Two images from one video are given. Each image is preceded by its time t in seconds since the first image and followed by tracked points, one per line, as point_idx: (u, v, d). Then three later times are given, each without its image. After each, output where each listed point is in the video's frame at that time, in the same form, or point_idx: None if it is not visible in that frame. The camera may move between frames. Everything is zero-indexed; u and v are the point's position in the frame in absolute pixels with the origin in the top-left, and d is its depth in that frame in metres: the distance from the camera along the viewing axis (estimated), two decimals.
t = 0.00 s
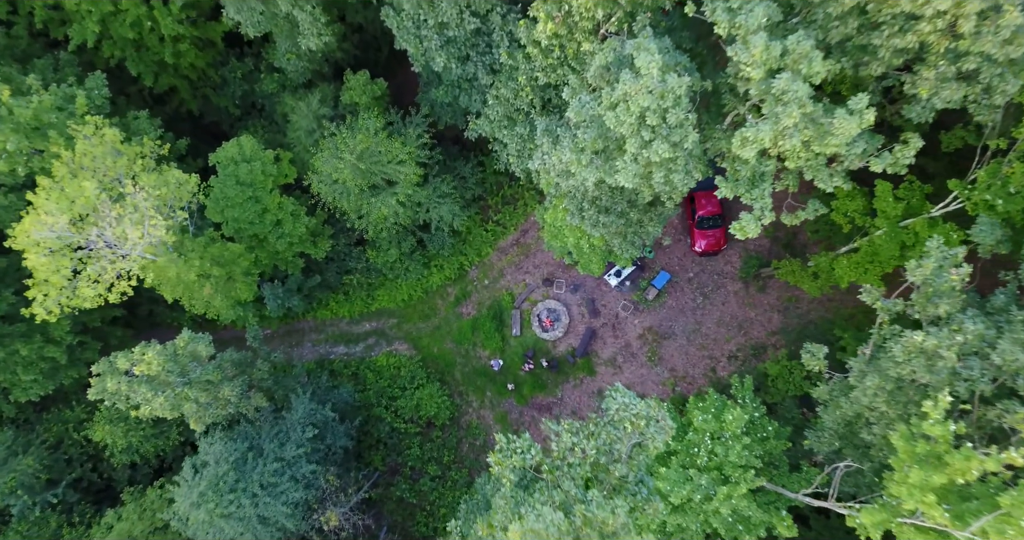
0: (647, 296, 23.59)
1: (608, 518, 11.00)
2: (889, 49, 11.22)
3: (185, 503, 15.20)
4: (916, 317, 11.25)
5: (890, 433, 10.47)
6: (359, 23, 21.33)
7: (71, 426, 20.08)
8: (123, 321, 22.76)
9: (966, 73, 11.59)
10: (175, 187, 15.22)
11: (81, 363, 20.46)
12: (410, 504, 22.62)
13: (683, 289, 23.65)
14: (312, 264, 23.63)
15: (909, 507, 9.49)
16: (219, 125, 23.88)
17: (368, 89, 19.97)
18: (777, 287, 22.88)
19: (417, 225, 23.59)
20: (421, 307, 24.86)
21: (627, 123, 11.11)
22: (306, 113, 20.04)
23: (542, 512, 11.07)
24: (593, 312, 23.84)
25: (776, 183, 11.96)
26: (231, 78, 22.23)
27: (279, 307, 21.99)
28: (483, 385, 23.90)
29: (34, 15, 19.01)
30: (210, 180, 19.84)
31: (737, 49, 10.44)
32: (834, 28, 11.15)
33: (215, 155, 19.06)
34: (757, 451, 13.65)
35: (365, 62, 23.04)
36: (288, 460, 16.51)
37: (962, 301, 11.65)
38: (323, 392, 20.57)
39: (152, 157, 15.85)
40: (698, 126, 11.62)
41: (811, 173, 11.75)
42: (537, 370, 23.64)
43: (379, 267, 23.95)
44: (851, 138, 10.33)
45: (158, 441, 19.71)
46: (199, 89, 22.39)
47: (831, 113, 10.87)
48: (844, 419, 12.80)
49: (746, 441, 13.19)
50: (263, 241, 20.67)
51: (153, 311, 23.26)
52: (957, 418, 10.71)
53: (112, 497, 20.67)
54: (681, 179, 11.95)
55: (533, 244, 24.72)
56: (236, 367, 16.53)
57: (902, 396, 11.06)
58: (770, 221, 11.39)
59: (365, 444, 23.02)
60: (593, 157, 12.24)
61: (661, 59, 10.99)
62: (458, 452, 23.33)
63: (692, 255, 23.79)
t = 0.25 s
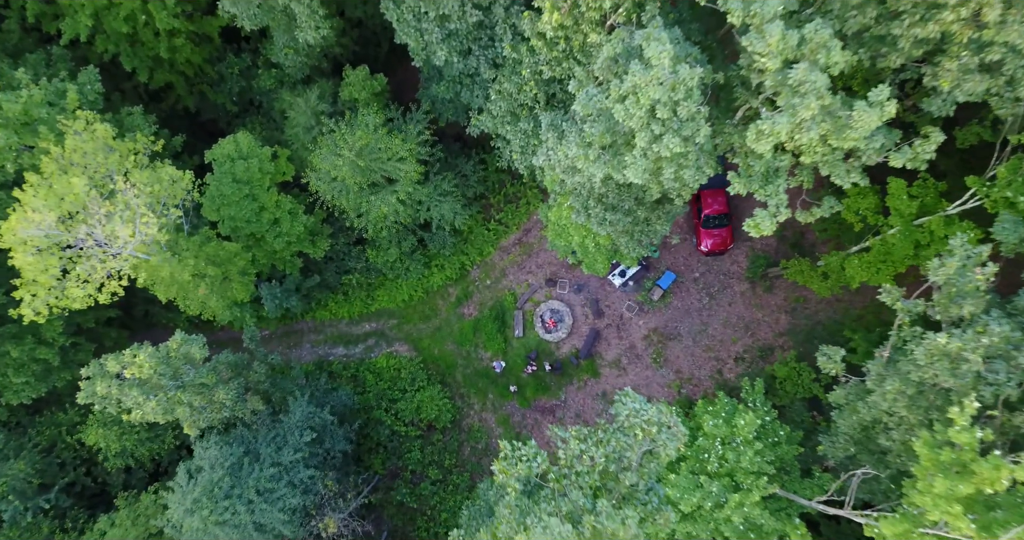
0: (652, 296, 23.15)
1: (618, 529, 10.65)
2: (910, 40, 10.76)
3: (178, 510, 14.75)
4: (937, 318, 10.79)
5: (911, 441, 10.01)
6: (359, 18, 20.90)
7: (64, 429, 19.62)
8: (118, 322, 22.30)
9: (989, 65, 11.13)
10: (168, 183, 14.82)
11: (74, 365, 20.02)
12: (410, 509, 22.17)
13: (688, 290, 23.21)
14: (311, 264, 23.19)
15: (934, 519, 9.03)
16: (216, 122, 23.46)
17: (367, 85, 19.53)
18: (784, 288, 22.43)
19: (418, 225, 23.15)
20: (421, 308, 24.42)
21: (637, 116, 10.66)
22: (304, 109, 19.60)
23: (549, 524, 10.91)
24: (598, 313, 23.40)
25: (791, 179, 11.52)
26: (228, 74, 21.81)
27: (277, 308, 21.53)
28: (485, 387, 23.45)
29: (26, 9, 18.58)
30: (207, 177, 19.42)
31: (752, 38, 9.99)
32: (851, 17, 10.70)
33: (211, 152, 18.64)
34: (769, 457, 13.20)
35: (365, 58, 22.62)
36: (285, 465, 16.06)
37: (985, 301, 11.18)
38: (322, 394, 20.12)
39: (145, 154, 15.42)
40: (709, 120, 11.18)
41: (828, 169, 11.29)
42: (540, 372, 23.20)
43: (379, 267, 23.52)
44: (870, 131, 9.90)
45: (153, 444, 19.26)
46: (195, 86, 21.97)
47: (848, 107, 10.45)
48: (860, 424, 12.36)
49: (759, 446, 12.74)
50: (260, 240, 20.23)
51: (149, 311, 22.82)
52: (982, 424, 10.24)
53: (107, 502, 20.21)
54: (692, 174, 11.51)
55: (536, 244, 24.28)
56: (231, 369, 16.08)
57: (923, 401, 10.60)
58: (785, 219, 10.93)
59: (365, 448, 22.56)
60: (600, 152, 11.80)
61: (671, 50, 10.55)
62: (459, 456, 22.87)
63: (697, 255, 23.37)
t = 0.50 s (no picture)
0: (657, 295, 22.71)
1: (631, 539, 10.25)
2: (932, 27, 10.30)
3: (171, 515, 14.30)
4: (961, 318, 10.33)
5: (935, 446, 9.55)
6: (357, 11, 20.45)
7: (56, 431, 19.16)
8: (112, 321, 21.85)
9: (1014, 54, 10.66)
10: (160, 178, 14.41)
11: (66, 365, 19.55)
12: (410, 512, 21.74)
13: (694, 288, 22.77)
14: (309, 262, 22.74)
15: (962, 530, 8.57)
16: (213, 117, 23.01)
17: (366, 78, 19.07)
18: (792, 286, 21.97)
19: (417, 222, 22.69)
20: (421, 307, 23.97)
21: (647, 106, 10.20)
22: (301, 104, 19.14)
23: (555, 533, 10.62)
24: (601, 312, 22.95)
25: (806, 172, 11.07)
26: (225, 68, 21.35)
27: (274, 306, 21.06)
28: (486, 388, 23.01)
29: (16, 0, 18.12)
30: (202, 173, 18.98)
31: (769, 24, 9.52)
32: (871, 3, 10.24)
33: (206, 148, 18.20)
34: (781, 460, 12.76)
35: (364, 52, 22.18)
36: (281, 468, 15.61)
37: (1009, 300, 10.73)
38: (319, 396, 19.67)
39: (137, 148, 14.98)
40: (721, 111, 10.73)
41: (845, 162, 10.83)
42: (542, 372, 22.75)
43: (379, 266, 23.06)
44: (891, 121, 9.46)
45: (147, 446, 18.80)
46: (191, 80, 21.52)
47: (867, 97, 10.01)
48: (877, 428, 11.92)
49: (771, 450, 12.30)
50: (256, 238, 19.78)
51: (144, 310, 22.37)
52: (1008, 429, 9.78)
53: (99, 505, 19.75)
54: (703, 167, 11.06)
55: (538, 242, 23.83)
56: (226, 370, 15.64)
57: (945, 404, 10.14)
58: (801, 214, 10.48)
59: (364, 450, 22.12)
60: (608, 144, 11.34)
61: (682, 37, 10.10)
62: (460, 458, 22.42)
63: (703, 253, 22.92)
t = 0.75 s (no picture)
0: (662, 294, 22.26)
1: None
2: (955, 13, 9.83)
3: (161, 522, 13.82)
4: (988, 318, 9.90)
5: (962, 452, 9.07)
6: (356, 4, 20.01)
7: (47, 434, 18.67)
8: (106, 321, 21.38)
9: None
10: (151, 174, 13.98)
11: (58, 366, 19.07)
12: (410, 516, 21.29)
13: (699, 288, 22.32)
14: (306, 261, 22.27)
15: None
16: (209, 113, 22.56)
17: (365, 72, 18.61)
18: (799, 286, 21.49)
19: (417, 220, 22.24)
20: (421, 307, 23.52)
21: (657, 95, 9.73)
22: (299, 98, 18.68)
23: None
24: (605, 312, 22.50)
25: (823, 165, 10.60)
26: (220, 62, 20.90)
27: (270, 306, 20.59)
28: (487, 389, 22.56)
29: None
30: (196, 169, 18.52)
31: (788, 8, 9.04)
32: None
33: (200, 143, 17.74)
34: (794, 465, 12.31)
35: (363, 47, 21.75)
36: (277, 472, 15.15)
37: None
38: (317, 397, 19.21)
39: (129, 143, 14.52)
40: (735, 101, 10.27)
41: (864, 154, 10.36)
42: (545, 373, 22.30)
43: (378, 264, 22.60)
44: (914, 111, 9.01)
45: (140, 449, 18.33)
46: (186, 75, 21.07)
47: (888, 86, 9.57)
48: (895, 432, 11.47)
49: (784, 455, 11.85)
50: (253, 236, 19.33)
51: (138, 309, 21.90)
52: None
53: (92, 509, 19.30)
54: (715, 161, 10.60)
55: (540, 240, 23.37)
56: (220, 371, 15.18)
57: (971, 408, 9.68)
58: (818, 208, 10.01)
59: (362, 452, 21.67)
60: (615, 137, 10.88)
61: (694, 23, 9.64)
62: (461, 460, 21.95)
63: (708, 251, 22.47)
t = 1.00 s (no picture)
0: (667, 294, 21.81)
1: None
2: None
3: (152, 529, 13.36)
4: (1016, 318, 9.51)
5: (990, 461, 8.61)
6: None
7: (38, 437, 18.21)
8: (99, 321, 20.91)
9: None
10: (142, 169, 13.56)
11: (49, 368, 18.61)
12: (410, 520, 20.84)
13: (705, 287, 21.87)
14: (303, 260, 21.81)
15: None
16: (204, 109, 22.11)
17: (363, 67, 18.15)
18: (808, 285, 21.01)
19: (417, 217, 21.77)
20: (421, 307, 23.07)
21: (668, 84, 9.27)
22: (295, 93, 18.21)
23: None
24: (609, 312, 22.03)
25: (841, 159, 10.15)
26: (216, 57, 20.43)
27: (267, 306, 20.13)
28: (489, 391, 22.11)
29: None
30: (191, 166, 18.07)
31: None
32: None
33: (195, 138, 17.29)
34: (808, 472, 11.86)
35: (362, 41, 21.31)
36: (273, 478, 14.70)
37: None
38: (314, 399, 18.75)
39: (120, 137, 14.11)
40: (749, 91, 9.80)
41: (885, 147, 9.90)
42: (548, 374, 21.85)
43: (377, 263, 22.13)
44: (939, 100, 8.57)
45: (133, 453, 17.87)
46: (181, 69, 20.62)
47: (911, 75, 9.12)
48: (914, 437, 11.04)
49: (798, 460, 11.40)
50: (249, 234, 18.88)
51: (132, 309, 21.44)
52: None
53: (84, 514, 18.84)
54: (728, 154, 10.14)
55: (543, 238, 22.91)
56: (214, 373, 14.73)
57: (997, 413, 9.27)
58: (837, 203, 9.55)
59: (361, 456, 21.22)
60: (624, 129, 10.43)
61: (708, 8, 9.18)
62: (462, 463, 21.51)
63: (714, 250, 22.00)
